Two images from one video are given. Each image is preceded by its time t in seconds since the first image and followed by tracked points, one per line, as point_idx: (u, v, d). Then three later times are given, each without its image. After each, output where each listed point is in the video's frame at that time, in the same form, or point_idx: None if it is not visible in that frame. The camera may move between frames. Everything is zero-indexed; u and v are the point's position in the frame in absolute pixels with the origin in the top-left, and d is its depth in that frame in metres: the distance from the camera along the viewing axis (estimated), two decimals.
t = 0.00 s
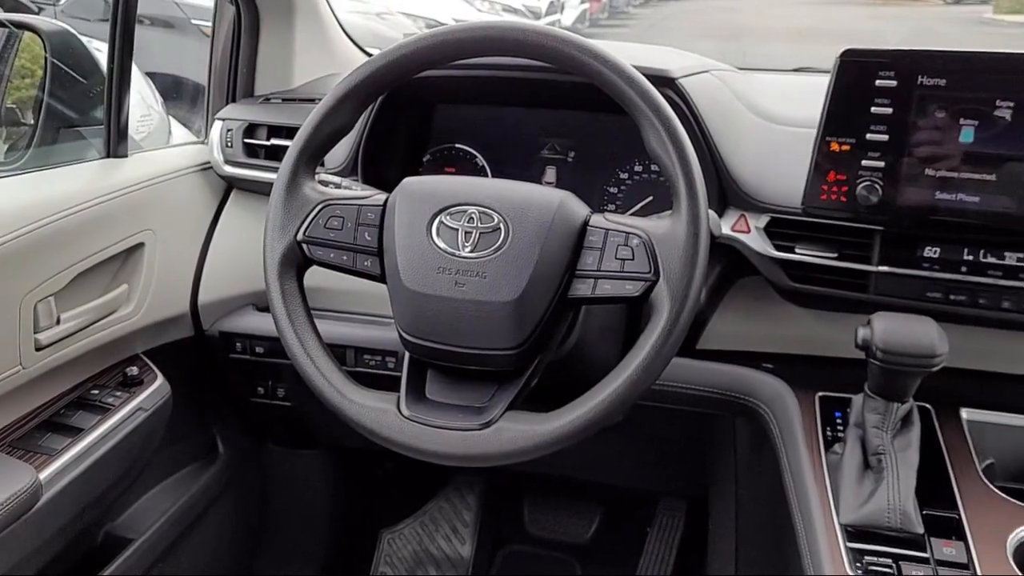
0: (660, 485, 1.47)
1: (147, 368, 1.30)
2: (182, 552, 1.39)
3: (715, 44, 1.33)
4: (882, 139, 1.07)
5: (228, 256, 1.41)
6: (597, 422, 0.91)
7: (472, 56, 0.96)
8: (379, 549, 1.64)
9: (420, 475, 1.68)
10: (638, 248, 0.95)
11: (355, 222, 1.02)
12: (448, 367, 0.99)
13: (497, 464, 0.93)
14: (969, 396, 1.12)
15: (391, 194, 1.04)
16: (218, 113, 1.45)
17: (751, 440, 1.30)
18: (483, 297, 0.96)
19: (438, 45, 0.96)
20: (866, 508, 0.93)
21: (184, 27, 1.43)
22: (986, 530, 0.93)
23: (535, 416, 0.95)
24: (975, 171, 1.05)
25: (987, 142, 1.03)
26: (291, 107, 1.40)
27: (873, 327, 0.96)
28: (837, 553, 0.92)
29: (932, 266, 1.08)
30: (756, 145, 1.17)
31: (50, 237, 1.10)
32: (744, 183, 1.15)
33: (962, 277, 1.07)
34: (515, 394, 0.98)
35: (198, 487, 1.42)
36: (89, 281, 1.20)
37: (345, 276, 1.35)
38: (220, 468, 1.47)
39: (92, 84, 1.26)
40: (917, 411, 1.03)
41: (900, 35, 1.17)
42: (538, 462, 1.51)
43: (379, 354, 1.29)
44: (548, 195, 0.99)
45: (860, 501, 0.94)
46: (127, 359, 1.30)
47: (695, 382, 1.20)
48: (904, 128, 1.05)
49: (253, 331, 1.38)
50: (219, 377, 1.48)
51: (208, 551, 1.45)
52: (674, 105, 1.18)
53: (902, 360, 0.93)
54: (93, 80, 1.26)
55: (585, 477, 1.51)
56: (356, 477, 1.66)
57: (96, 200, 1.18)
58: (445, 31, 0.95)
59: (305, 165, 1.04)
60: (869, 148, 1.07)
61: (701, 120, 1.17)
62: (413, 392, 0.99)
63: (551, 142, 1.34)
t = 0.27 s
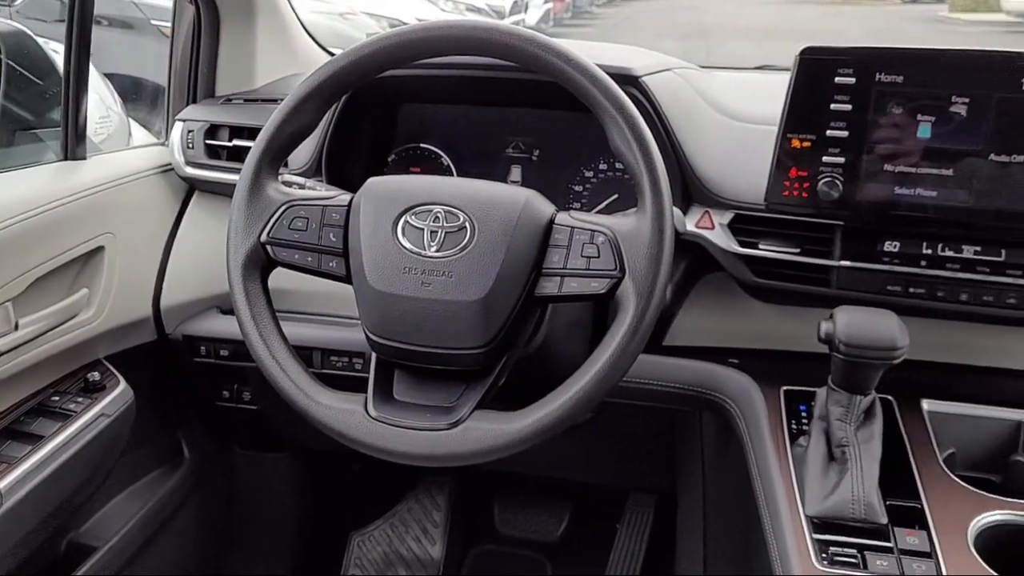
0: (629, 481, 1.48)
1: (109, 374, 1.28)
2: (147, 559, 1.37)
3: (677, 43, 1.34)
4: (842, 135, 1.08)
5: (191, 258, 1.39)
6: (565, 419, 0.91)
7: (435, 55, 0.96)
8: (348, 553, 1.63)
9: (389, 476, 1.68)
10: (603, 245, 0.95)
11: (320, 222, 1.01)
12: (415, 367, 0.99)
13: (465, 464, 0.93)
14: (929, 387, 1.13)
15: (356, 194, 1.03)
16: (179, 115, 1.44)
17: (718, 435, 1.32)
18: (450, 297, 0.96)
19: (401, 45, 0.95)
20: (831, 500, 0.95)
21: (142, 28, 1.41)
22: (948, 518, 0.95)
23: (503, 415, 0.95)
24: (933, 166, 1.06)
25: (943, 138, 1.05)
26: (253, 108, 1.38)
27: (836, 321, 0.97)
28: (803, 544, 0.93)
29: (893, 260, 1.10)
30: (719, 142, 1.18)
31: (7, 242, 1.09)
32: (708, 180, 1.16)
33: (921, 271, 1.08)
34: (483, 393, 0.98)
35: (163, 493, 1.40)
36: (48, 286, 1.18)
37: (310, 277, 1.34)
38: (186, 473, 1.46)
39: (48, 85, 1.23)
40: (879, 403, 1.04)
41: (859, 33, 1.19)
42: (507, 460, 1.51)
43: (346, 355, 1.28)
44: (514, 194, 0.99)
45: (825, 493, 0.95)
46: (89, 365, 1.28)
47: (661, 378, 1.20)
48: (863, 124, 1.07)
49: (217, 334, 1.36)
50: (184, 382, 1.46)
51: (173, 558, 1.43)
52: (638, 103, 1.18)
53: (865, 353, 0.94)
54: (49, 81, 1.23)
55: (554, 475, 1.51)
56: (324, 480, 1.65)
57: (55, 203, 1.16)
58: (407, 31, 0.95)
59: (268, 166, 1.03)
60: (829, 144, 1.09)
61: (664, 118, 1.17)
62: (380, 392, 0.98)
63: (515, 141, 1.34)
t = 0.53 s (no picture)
0: (599, 478, 1.49)
1: (71, 383, 1.26)
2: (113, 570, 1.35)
3: (640, 42, 1.35)
4: (802, 132, 1.09)
5: (154, 264, 1.38)
6: (534, 418, 0.92)
7: (397, 56, 0.96)
8: (320, 558, 1.62)
9: (360, 480, 1.67)
10: (569, 244, 0.95)
11: (284, 225, 1.01)
12: (383, 369, 0.99)
13: (435, 465, 0.93)
14: (891, 379, 1.15)
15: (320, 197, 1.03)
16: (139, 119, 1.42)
17: (686, 431, 1.33)
18: (416, 298, 0.96)
19: (363, 47, 0.95)
20: (798, 492, 0.96)
21: (100, 31, 1.40)
22: (911, 507, 0.97)
23: (472, 415, 0.95)
24: (891, 161, 1.08)
25: (901, 133, 1.07)
26: (214, 111, 1.37)
27: (799, 315, 0.98)
28: (771, 536, 0.93)
29: (853, 254, 1.11)
30: (682, 140, 1.19)
31: None
32: (671, 178, 1.17)
33: (881, 264, 1.10)
34: (451, 393, 0.98)
35: (129, 502, 1.39)
36: (6, 295, 1.16)
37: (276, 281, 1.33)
38: (153, 481, 1.44)
39: (3, 91, 1.21)
40: (842, 395, 1.06)
41: (817, 31, 1.21)
42: (477, 461, 1.51)
43: (313, 359, 1.27)
44: (479, 194, 0.99)
45: (791, 486, 0.97)
46: (50, 374, 1.26)
47: (629, 375, 1.21)
48: (822, 121, 1.08)
49: (181, 340, 1.35)
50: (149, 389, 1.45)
51: (139, 567, 1.42)
52: (601, 102, 1.19)
53: (827, 346, 0.95)
54: (5, 87, 1.20)
55: (525, 474, 1.51)
56: (294, 484, 1.64)
57: (13, 211, 1.14)
58: (369, 33, 0.95)
59: (230, 170, 1.02)
60: (790, 141, 1.10)
61: (627, 117, 1.18)
62: (348, 395, 0.98)
63: (480, 141, 1.34)
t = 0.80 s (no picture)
0: (570, 476, 1.50)
1: (32, 394, 1.24)
2: None
3: (601, 40, 1.36)
4: (762, 127, 1.11)
5: (115, 272, 1.36)
6: (503, 416, 0.92)
7: (358, 57, 0.95)
8: (291, 564, 1.61)
9: (331, 484, 1.66)
10: (534, 242, 0.96)
11: (247, 229, 1.00)
12: (350, 372, 0.98)
13: (404, 466, 0.92)
14: (855, 369, 1.17)
15: (283, 200, 1.02)
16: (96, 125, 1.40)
17: (654, 426, 1.34)
18: (382, 299, 0.96)
19: (323, 48, 0.95)
20: (765, 483, 0.97)
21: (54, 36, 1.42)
22: (876, 494, 0.98)
23: (441, 415, 0.95)
24: (850, 154, 1.10)
25: (859, 126, 1.08)
26: (173, 116, 1.35)
27: (764, 308, 0.99)
28: (740, 526, 0.95)
29: (815, 247, 1.13)
30: (644, 137, 1.20)
31: None
32: (634, 174, 1.18)
33: (842, 256, 1.12)
34: (419, 394, 0.98)
35: (95, 513, 1.37)
36: None
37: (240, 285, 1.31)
38: (119, 491, 1.42)
39: None
40: (807, 386, 1.07)
41: (776, 27, 1.22)
42: (448, 462, 1.51)
43: (280, 364, 1.26)
44: (442, 194, 0.99)
45: (759, 478, 0.98)
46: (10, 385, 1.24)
47: (597, 372, 1.21)
48: (782, 115, 1.10)
49: (145, 348, 1.33)
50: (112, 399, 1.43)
51: None
52: (562, 100, 1.19)
53: (791, 338, 0.97)
54: None
55: (496, 473, 1.51)
56: (263, 490, 1.62)
57: None
58: (329, 34, 0.94)
59: (191, 174, 1.01)
60: (750, 136, 1.11)
61: (589, 115, 1.19)
62: (316, 399, 0.97)
63: (444, 141, 1.34)
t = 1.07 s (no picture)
0: (534, 473, 1.51)
1: None
2: None
3: (556, 39, 1.36)
4: (716, 123, 1.11)
5: (67, 279, 1.34)
6: (464, 416, 0.92)
7: (311, 58, 0.95)
8: (256, 570, 1.58)
9: (294, 489, 1.65)
10: (492, 241, 0.96)
11: (201, 233, 0.99)
12: (309, 375, 0.97)
13: (367, 469, 0.92)
14: (811, 359, 1.19)
15: (238, 203, 1.01)
16: (44, 130, 1.38)
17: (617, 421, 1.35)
18: (341, 301, 0.95)
19: (276, 50, 0.94)
20: (726, 474, 0.98)
21: None
22: (835, 482, 1.00)
23: (403, 416, 0.95)
24: (802, 148, 1.11)
25: (810, 120, 1.10)
26: (124, 120, 1.33)
27: (721, 301, 1.00)
28: (702, 518, 0.96)
29: (770, 240, 1.14)
30: (600, 134, 1.21)
31: None
32: (591, 172, 1.19)
33: (796, 249, 1.13)
34: (380, 396, 0.98)
35: (52, 528, 1.36)
36: None
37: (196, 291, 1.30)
38: (74, 505, 1.41)
39: None
40: (765, 377, 1.09)
41: (729, 23, 1.23)
42: (412, 463, 1.51)
43: (239, 369, 1.25)
44: (399, 195, 0.99)
45: (719, 469, 0.99)
46: None
47: (559, 369, 1.21)
48: (735, 111, 1.11)
49: (98, 356, 1.30)
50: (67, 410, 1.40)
51: None
52: (518, 99, 1.20)
53: (748, 331, 0.98)
54: None
55: (461, 473, 1.51)
56: (225, 498, 1.60)
57: None
58: (282, 35, 0.93)
59: (142, 178, 0.99)
60: (705, 131, 1.12)
61: (544, 112, 1.19)
62: (275, 403, 0.97)
63: (401, 141, 1.34)
